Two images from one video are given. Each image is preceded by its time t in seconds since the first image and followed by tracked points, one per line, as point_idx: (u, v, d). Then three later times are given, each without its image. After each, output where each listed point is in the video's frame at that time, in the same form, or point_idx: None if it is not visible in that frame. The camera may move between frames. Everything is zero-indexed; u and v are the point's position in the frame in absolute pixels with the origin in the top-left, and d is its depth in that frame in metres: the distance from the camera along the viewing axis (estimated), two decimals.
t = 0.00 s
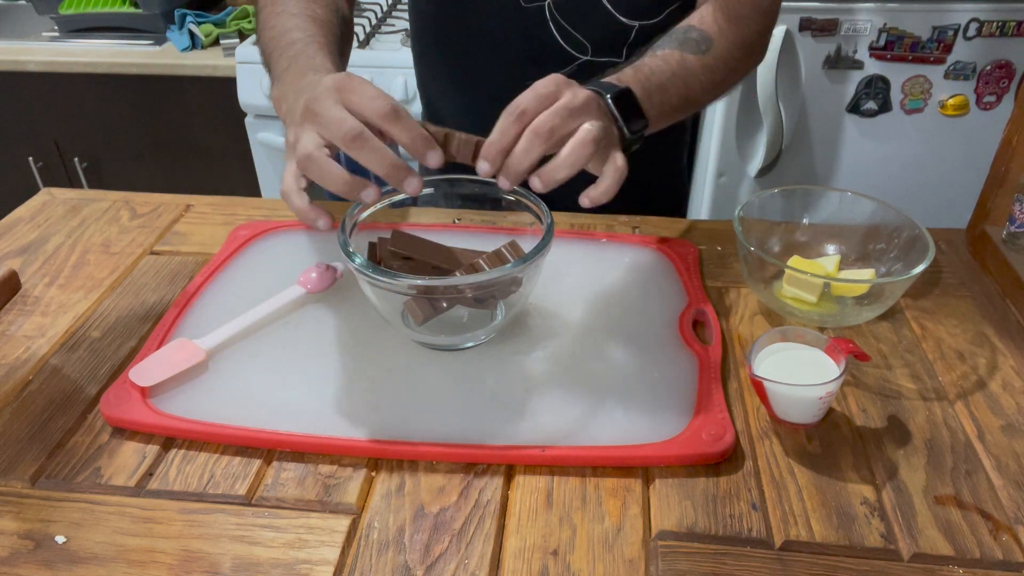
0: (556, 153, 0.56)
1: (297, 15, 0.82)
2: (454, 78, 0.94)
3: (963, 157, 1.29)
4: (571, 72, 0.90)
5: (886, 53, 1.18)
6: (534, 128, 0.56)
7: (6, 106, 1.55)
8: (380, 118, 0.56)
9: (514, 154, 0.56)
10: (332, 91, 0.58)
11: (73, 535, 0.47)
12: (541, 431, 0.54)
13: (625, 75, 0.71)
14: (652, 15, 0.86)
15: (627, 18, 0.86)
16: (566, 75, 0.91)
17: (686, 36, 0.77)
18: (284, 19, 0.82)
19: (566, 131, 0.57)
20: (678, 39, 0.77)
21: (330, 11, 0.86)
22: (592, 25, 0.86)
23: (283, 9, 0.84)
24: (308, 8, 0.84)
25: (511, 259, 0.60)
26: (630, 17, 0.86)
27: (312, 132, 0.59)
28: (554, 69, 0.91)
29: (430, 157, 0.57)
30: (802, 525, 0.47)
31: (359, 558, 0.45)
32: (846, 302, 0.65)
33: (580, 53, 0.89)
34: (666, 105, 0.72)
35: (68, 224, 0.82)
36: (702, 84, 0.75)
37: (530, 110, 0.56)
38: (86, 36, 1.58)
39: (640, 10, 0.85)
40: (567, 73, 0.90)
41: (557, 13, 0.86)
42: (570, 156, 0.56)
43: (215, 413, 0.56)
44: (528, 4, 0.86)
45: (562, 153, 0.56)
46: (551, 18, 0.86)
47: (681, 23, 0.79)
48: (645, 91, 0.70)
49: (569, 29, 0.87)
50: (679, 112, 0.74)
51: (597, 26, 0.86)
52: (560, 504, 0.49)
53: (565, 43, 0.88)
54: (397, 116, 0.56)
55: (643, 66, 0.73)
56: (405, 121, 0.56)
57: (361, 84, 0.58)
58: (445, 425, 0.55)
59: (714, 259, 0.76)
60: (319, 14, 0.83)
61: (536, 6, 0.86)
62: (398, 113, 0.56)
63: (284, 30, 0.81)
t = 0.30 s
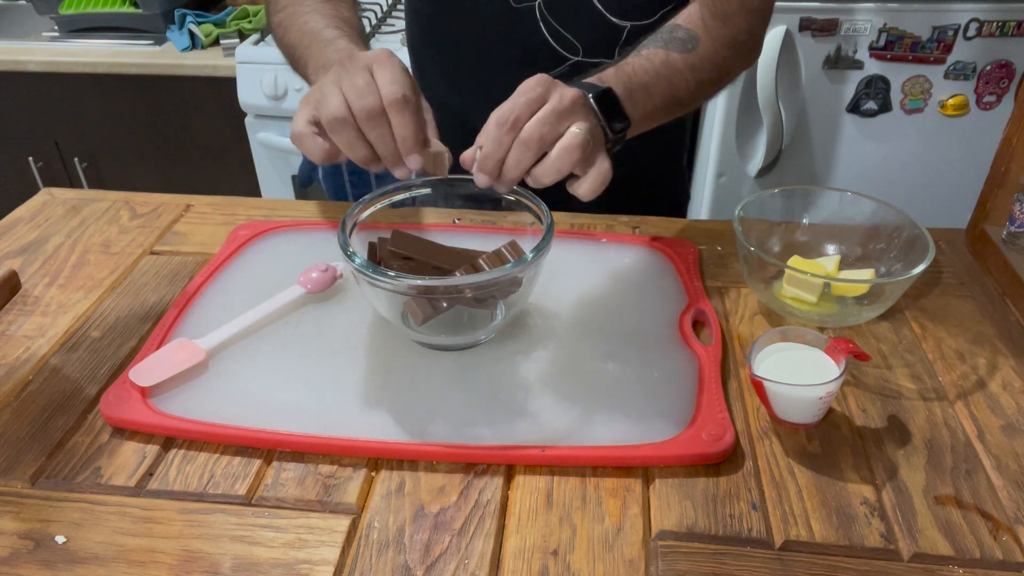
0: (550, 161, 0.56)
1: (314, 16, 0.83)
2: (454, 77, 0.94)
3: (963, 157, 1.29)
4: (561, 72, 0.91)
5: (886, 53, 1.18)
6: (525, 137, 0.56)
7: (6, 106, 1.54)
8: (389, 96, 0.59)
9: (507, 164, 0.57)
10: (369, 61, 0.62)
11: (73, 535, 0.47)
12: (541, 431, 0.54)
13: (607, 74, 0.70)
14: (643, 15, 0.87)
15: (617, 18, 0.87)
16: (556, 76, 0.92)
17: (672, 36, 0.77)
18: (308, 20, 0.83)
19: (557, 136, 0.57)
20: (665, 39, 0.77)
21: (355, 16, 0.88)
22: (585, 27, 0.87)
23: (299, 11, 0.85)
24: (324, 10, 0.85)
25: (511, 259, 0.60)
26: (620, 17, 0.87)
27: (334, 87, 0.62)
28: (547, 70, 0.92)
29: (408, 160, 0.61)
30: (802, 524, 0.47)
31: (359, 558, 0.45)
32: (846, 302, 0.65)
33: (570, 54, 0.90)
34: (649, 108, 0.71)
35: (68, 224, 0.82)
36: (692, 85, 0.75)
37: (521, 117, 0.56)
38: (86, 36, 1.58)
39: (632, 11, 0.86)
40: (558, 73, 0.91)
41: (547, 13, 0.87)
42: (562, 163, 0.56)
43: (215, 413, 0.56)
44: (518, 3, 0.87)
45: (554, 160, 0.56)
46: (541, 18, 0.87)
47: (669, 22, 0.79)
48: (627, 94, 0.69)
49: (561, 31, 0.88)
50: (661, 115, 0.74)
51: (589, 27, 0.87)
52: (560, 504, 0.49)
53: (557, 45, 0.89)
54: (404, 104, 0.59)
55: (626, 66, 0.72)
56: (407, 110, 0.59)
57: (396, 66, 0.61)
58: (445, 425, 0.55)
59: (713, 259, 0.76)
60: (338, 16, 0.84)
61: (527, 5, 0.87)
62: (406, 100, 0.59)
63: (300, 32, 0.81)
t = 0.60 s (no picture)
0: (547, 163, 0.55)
1: (316, 18, 0.83)
2: (454, 77, 0.94)
3: (962, 156, 1.29)
4: (559, 74, 0.91)
5: (886, 53, 1.18)
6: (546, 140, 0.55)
7: (6, 106, 1.55)
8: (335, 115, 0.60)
9: (515, 140, 0.55)
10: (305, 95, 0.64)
11: (73, 535, 0.47)
12: (540, 431, 0.54)
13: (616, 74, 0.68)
14: (639, 16, 0.87)
15: (613, 19, 0.87)
16: (553, 78, 0.92)
17: (687, 38, 0.76)
18: (305, 24, 0.82)
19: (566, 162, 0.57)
20: (679, 39, 0.76)
21: (353, 15, 0.88)
22: (582, 29, 0.88)
23: (303, 10, 0.84)
24: (326, 10, 0.85)
25: (511, 259, 0.60)
26: (615, 18, 0.87)
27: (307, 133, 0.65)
28: (544, 72, 0.92)
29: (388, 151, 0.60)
30: (802, 524, 0.47)
31: (359, 558, 0.45)
32: (846, 302, 0.65)
33: (567, 56, 0.90)
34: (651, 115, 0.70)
35: (68, 224, 0.82)
36: (698, 89, 0.75)
37: (563, 120, 0.56)
38: (86, 36, 1.58)
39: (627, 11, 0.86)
40: (555, 75, 0.92)
41: (542, 15, 0.87)
42: (551, 188, 0.56)
43: (215, 413, 0.56)
44: (513, 6, 0.87)
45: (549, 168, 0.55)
46: (537, 20, 0.87)
47: (684, 23, 0.78)
48: (636, 101, 0.67)
49: (556, 34, 0.88)
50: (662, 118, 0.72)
51: (586, 29, 0.87)
52: (560, 504, 0.49)
53: (553, 48, 0.89)
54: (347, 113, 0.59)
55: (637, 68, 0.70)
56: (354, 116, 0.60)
57: (330, 77, 0.62)
58: (445, 424, 0.55)
59: (713, 259, 0.76)
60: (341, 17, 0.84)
61: (522, 8, 0.87)
62: (347, 108, 0.60)
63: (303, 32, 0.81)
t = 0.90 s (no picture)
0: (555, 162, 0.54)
1: (313, 5, 0.82)
2: (455, 77, 0.94)
3: (963, 156, 1.29)
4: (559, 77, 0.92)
5: (886, 53, 1.18)
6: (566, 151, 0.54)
7: (6, 106, 1.55)
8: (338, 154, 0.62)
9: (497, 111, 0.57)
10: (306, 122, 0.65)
11: (73, 535, 0.47)
12: (540, 431, 0.54)
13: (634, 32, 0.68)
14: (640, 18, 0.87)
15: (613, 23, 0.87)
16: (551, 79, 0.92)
17: (699, 15, 0.75)
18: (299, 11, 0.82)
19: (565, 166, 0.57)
20: (692, 13, 0.75)
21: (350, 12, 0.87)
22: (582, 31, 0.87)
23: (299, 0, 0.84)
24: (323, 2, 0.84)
25: (511, 259, 0.60)
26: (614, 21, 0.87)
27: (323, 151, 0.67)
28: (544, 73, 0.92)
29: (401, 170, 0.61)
30: (802, 525, 0.47)
31: (359, 558, 0.45)
32: (846, 302, 0.65)
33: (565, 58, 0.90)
34: (649, 81, 0.70)
35: (68, 224, 0.82)
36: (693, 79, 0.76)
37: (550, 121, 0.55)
38: (86, 36, 1.58)
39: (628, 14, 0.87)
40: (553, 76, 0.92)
41: (542, 18, 0.87)
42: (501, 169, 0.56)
43: (216, 413, 0.56)
44: (513, 8, 0.87)
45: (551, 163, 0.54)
46: (536, 23, 0.87)
47: None
48: (645, 59, 0.67)
49: (556, 36, 0.88)
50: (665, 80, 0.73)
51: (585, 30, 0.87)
52: (560, 504, 0.49)
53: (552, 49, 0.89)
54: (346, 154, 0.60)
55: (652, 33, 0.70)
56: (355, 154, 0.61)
57: (322, 109, 0.62)
58: (445, 424, 0.55)
59: (713, 259, 0.76)
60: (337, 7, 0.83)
61: (522, 10, 0.87)
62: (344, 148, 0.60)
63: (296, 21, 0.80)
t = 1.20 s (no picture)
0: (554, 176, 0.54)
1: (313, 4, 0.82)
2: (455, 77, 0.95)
3: (963, 156, 1.29)
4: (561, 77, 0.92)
5: (886, 53, 1.18)
6: (569, 166, 0.54)
7: (6, 106, 1.55)
8: (335, 153, 0.61)
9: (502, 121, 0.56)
10: (303, 118, 0.63)
11: (73, 535, 0.47)
12: (540, 431, 0.54)
13: (643, 33, 0.68)
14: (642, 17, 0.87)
15: (614, 23, 0.87)
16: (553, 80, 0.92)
17: (704, 11, 0.75)
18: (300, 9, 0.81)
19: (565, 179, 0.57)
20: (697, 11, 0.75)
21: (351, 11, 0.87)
22: (583, 30, 0.88)
23: None
24: None
25: (511, 259, 0.60)
26: (615, 20, 0.87)
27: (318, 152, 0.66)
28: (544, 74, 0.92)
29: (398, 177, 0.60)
30: (802, 525, 0.47)
31: (359, 558, 0.45)
32: (845, 302, 0.65)
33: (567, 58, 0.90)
34: (658, 81, 0.71)
35: (68, 224, 0.82)
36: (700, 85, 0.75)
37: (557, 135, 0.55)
38: (86, 36, 1.58)
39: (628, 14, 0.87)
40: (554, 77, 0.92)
41: (543, 17, 0.87)
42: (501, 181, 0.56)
43: (216, 413, 0.56)
44: (514, 8, 0.87)
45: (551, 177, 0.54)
46: (537, 23, 0.87)
47: None
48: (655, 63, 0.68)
49: (557, 36, 0.88)
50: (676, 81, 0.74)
51: (586, 29, 0.88)
52: (560, 504, 0.49)
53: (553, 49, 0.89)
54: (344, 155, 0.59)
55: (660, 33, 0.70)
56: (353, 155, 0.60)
57: (324, 106, 0.61)
58: (445, 424, 0.55)
59: (713, 259, 0.76)
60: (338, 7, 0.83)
61: (523, 10, 0.87)
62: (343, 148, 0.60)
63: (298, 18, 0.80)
